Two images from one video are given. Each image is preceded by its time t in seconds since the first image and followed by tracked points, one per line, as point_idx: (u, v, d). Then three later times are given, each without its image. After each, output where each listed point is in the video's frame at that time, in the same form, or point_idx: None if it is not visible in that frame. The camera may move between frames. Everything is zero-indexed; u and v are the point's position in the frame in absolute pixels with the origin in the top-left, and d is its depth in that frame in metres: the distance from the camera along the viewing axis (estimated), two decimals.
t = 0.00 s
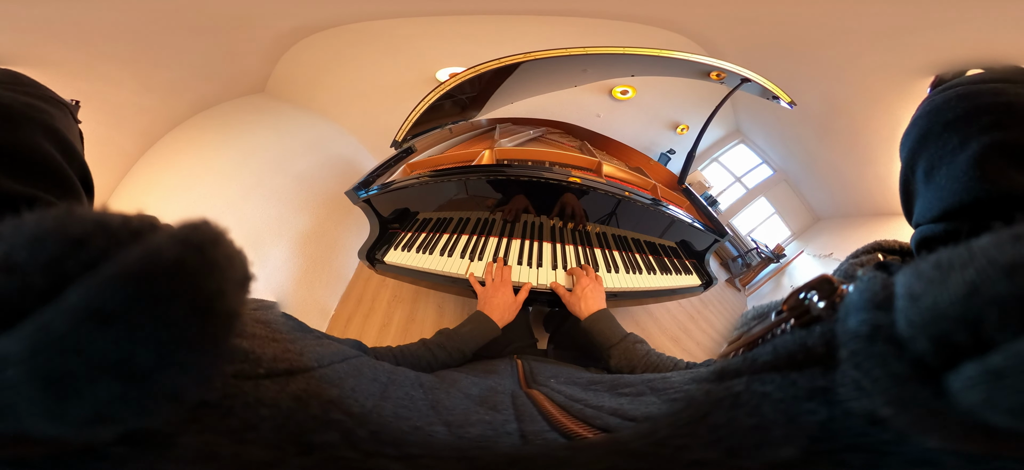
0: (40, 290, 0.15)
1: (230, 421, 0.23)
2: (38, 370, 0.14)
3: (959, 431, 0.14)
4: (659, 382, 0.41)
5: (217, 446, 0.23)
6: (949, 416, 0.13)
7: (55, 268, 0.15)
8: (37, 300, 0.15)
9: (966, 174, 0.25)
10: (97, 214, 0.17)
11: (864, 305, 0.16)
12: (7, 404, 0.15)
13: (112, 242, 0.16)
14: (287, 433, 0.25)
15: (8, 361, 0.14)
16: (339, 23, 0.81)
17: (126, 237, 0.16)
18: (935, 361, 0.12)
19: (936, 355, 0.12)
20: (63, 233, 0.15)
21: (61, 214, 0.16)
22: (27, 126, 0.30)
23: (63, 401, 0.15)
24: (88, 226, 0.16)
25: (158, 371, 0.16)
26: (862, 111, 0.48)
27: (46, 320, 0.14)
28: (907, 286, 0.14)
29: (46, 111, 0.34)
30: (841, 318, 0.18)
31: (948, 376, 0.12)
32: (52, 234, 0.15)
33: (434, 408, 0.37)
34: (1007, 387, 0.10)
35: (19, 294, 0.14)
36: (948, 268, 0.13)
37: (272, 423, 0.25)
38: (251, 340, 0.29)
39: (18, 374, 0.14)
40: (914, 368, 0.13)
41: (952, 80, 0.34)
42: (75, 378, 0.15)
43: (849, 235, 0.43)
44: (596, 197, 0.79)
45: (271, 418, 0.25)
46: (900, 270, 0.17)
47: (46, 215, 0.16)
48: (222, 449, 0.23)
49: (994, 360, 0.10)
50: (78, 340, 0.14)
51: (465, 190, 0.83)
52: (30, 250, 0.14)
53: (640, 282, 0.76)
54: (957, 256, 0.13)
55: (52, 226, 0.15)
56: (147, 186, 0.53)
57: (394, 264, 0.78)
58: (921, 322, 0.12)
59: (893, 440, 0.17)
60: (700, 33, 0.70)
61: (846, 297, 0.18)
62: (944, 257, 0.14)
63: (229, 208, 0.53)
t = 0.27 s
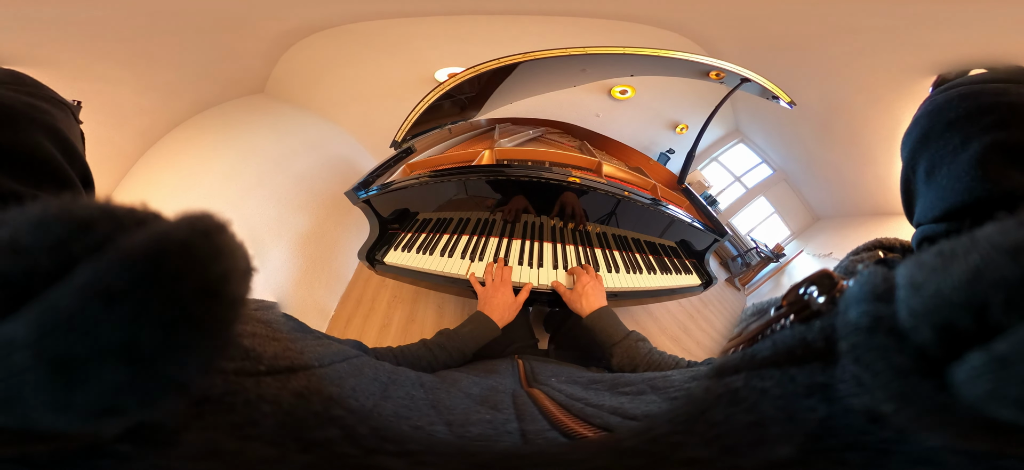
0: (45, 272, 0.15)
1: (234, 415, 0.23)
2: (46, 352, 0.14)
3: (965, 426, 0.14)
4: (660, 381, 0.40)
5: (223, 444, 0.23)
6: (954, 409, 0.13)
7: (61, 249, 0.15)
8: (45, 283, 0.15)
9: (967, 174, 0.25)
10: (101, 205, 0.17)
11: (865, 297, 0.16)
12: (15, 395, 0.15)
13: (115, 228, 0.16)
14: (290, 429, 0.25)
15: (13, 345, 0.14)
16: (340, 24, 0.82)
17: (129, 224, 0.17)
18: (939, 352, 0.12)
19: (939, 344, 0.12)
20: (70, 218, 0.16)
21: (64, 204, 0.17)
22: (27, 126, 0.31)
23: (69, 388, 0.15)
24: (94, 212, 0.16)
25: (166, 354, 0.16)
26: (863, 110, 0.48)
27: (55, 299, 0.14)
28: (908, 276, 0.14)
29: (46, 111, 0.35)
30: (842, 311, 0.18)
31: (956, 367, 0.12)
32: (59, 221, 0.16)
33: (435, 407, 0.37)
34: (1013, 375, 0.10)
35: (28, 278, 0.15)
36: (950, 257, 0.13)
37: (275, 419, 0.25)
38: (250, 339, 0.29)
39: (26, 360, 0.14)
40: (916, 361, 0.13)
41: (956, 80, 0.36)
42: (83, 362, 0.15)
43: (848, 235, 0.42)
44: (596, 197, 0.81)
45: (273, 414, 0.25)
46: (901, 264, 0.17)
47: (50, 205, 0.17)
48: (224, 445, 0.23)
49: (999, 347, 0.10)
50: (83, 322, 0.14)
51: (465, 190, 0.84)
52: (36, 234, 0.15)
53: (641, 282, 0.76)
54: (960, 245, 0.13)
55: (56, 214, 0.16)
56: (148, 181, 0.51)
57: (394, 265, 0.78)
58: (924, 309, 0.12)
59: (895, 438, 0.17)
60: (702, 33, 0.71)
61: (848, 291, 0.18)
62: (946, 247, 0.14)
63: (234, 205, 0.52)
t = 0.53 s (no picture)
0: (44, 264, 0.15)
1: (231, 416, 0.24)
2: (42, 342, 0.14)
3: (967, 422, 0.14)
4: (662, 380, 0.41)
5: (216, 442, 0.23)
6: (953, 406, 0.13)
7: (58, 242, 0.15)
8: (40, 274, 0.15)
9: (968, 173, 0.25)
10: (99, 199, 0.17)
11: (867, 291, 0.16)
12: (11, 382, 0.15)
13: (113, 221, 0.16)
14: (286, 428, 0.25)
15: (12, 334, 0.14)
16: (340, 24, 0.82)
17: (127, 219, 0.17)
18: (940, 344, 0.13)
19: (939, 337, 0.13)
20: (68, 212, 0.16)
21: (63, 200, 0.17)
22: (29, 125, 0.31)
23: (65, 378, 0.15)
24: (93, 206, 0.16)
25: (161, 345, 0.17)
26: (866, 111, 0.47)
27: (52, 289, 0.14)
28: (909, 270, 0.14)
29: (49, 111, 0.35)
30: (843, 306, 0.18)
31: (955, 360, 0.12)
32: (59, 214, 0.16)
33: (436, 409, 0.37)
34: (1011, 366, 0.10)
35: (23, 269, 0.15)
36: (951, 251, 0.13)
37: (271, 420, 0.25)
38: (250, 339, 0.29)
39: (23, 348, 0.14)
40: (918, 354, 0.13)
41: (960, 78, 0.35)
42: (77, 352, 0.15)
43: (848, 234, 0.42)
44: (597, 196, 0.80)
45: (270, 415, 0.25)
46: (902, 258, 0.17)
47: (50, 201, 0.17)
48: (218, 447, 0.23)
49: (998, 336, 0.10)
50: (79, 312, 0.14)
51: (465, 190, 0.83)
52: (34, 225, 0.15)
53: (641, 282, 0.77)
54: (960, 239, 0.13)
55: (54, 208, 0.16)
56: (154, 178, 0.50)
57: (395, 265, 0.78)
58: (926, 301, 0.12)
59: (896, 435, 0.17)
60: (701, 33, 0.70)
61: (848, 286, 0.18)
62: (948, 241, 0.14)
63: (235, 203, 0.51)
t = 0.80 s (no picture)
0: (43, 262, 0.15)
1: (227, 417, 0.24)
2: (41, 339, 0.14)
3: (965, 418, 0.14)
4: (665, 379, 0.41)
5: (208, 443, 0.23)
6: (954, 400, 0.13)
7: (57, 242, 0.15)
8: (40, 274, 0.15)
9: (970, 171, 0.25)
10: (99, 199, 0.17)
11: (868, 290, 0.16)
12: (10, 380, 0.15)
13: (113, 221, 0.16)
14: (286, 432, 0.25)
15: (9, 333, 0.14)
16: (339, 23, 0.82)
17: (126, 218, 0.17)
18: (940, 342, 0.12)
19: (940, 335, 0.13)
20: (67, 211, 0.16)
21: (64, 199, 0.17)
22: (30, 124, 0.31)
23: (62, 377, 0.15)
24: (92, 205, 0.16)
25: (158, 346, 0.16)
26: (866, 110, 0.47)
27: (50, 288, 0.14)
28: (910, 268, 0.14)
29: (51, 110, 0.35)
30: (844, 304, 0.18)
31: (956, 359, 0.12)
32: (59, 214, 0.15)
33: (437, 411, 0.37)
34: (1009, 365, 0.10)
35: (22, 268, 0.14)
36: (951, 249, 0.13)
37: (268, 422, 0.25)
38: (249, 340, 0.29)
39: (20, 348, 0.14)
40: (919, 352, 0.13)
41: (961, 77, 0.36)
42: (76, 351, 0.15)
43: (848, 234, 0.42)
44: (596, 196, 0.79)
45: (266, 417, 0.25)
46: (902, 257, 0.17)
47: (51, 200, 0.17)
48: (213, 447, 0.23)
49: (998, 335, 0.10)
50: (76, 312, 0.14)
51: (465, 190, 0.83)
52: (34, 224, 0.15)
53: (641, 282, 0.78)
54: (960, 238, 0.13)
55: (55, 207, 0.16)
56: (155, 179, 0.50)
57: (395, 265, 0.79)
58: (927, 300, 0.12)
59: (897, 432, 0.17)
60: (700, 31, 0.70)
61: (850, 284, 0.18)
62: (948, 240, 0.14)
63: (235, 205, 0.51)
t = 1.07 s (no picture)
0: (47, 266, 0.15)
1: (227, 418, 0.24)
2: (43, 344, 0.14)
3: (969, 421, 0.14)
4: (665, 379, 0.41)
5: (209, 443, 0.23)
6: (957, 402, 0.13)
7: (61, 246, 0.15)
8: (44, 278, 0.15)
9: (971, 170, 0.25)
10: (102, 201, 0.17)
11: (868, 292, 0.16)
12: (12, 383, 0.15)
13: (116, 225, 0.16)
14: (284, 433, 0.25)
15: (14, 337, 0.14)
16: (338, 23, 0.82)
17: (130, 221, 0.17)
18: (942, 344, 0.12)
19: (943, 337, 0.13)
20: (70, 215, 0.15)
21: (67, 201, 0.17)
22: (33, 124, 0.31)
23: (65, 378, 0.15)
24: (95, 208, 0.16)
25: (160, 349, 0.17)
26: (866, 110, 0.48)
27: (52, 294, 0.14)
28: (911, 270, 0.14)
29: (53, 110, 0.35)
30: (845, 306, 0.18)
31: (957, 361, 0.12)
32: (61, 217, 0.15)
33: (438, 412, 0.37)
34: (1015, 370, 0.10)
35: (27, 270, 0.15)
36: (953, 250, 0.13)
37: (269, 423, 0.25)
38: (249, 342, 0.30)
39: (25, 351, 0.14)
40: (922, 354, 0.13)
41: (962, 76, 0.35)
42: (78, 355, 0.15)
43: (848, 235, 0.42)
44: (596, 194, 0.79)
45: (267, 418, 0.25)
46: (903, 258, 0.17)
47: (55, 202, 0.17)
48: (210, 447, 0.22)
49: (1001, 338, 0.10)
50: (78, 317, 0.14)
51: (465, 190, 0.82)
52: (39, 228, 0.15)
53: (641, 282, 0.78)
54: (962, 240, 0.13)
55: (57, 211, 0.16)
56: (157, 178, 0.50)
57: (396, 265, 0.78)
58: (928, 302, 0.12)
59: (899, 433, 0.17)
60: (699, 30, 0.69)
61: (850, 285, 0.18)
62: (951, 241, 0.14)
63: (235, 206, 0.52)
